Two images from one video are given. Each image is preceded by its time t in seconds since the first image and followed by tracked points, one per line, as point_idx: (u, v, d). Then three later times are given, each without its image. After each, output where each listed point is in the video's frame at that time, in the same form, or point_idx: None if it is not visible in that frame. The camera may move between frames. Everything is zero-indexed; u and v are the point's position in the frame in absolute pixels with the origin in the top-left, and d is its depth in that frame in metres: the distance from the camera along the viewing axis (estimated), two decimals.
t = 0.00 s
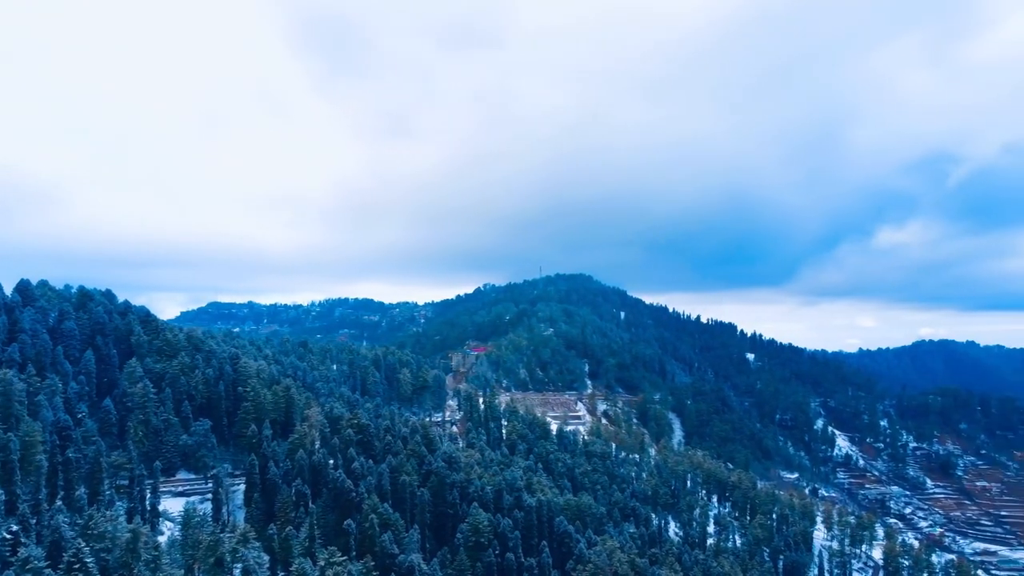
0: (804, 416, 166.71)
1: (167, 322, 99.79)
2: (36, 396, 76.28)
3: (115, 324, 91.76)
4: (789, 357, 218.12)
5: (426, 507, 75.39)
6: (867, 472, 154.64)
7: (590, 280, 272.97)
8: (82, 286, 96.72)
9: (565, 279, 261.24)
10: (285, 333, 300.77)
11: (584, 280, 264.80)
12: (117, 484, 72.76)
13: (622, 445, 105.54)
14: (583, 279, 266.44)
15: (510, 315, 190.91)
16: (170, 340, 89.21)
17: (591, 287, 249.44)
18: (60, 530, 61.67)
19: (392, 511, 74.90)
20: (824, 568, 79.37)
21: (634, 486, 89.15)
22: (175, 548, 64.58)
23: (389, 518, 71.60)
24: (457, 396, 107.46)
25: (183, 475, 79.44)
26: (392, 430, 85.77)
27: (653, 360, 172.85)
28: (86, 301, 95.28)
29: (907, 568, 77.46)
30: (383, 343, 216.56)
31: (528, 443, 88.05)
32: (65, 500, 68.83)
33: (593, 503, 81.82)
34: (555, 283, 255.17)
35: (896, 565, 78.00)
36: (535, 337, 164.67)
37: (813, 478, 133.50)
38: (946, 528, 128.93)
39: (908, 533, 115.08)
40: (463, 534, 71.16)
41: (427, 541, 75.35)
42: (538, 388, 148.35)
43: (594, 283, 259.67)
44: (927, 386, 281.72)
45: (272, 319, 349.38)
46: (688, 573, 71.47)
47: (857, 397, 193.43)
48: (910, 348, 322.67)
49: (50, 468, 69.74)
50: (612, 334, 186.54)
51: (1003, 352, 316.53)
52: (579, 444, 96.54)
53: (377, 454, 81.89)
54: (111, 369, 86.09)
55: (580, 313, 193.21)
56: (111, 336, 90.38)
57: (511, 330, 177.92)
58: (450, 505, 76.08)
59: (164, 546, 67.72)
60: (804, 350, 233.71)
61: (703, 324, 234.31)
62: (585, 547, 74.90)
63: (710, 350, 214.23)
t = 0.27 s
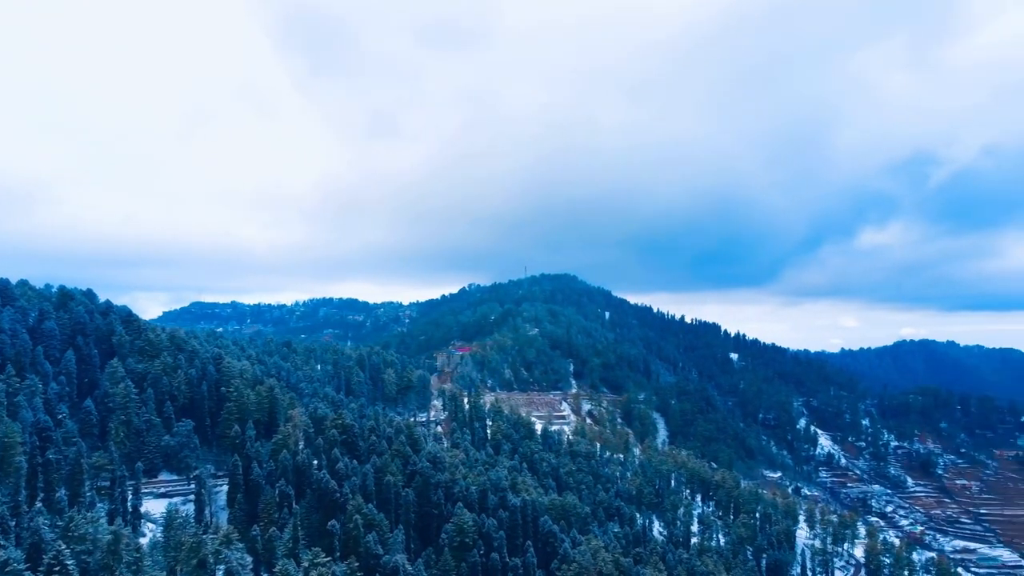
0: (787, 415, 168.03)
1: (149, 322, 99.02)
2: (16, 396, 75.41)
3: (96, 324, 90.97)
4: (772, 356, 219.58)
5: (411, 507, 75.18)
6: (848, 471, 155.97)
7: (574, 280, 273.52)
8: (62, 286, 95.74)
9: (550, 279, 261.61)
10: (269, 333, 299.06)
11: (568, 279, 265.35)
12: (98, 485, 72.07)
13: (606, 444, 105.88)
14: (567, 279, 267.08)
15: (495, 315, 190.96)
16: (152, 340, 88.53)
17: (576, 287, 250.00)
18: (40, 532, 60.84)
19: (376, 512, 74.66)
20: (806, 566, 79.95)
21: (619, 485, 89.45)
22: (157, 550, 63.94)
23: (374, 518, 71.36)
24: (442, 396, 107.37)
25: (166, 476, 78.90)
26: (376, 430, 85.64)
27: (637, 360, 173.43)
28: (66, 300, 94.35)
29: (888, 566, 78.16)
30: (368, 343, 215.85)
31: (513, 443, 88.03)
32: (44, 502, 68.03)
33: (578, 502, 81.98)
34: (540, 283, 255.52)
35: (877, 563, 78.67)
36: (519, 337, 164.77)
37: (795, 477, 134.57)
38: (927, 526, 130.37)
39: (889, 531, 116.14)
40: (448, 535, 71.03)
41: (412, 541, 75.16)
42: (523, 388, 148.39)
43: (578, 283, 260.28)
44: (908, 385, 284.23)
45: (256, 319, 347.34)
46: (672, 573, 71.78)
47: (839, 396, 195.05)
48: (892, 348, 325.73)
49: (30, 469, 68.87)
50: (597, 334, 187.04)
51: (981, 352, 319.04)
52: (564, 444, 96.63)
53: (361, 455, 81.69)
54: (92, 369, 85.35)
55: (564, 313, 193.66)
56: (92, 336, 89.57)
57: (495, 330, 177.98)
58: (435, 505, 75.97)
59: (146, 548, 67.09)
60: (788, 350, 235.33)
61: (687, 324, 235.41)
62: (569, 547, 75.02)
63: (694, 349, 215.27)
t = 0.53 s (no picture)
0: (769, 415, 169.36)
1: (130, 322, 98.31)
2: None
3: (77, 324, 90.19)
4: (755, 356, 221.02)
5: (395, 508, 74.99)
6: (830, 470, 157.14)
7: (559, 280, 274.15)
8: (42, 285, 94.84)
9: (534, 279, 262.02)
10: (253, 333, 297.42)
11: (553, 279, 265.89)
12: (79, 487, 71.34)
13: (590, 444, 106.23)
14: (552, 279, 267.61)
15: (479, 315, 191.00)
16: (134, 340, 87.89)
17: (560, 287, 250.55)
18: (19, 534, 59.90)
19: (360, 513, 74.43)
20: (788, 565, 80.65)
21: (603, 485, 89.78)
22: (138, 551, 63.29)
23: (358, 519, 71.09)
24: (426, 396, 107.30)
25: (147, 477, 78.33)
26: (360, 430, 85.48)
27: (621, 360, 174.04)
28: (46, 300, 93.45)
29: (869, 564, 78.92)
30: (352, 343, 215.28)
31: (498, 443, 88.04)
32: (23, 504, 67.21)
33: (562, 502, 82.14)
34: (525, 283, 255.89)
35: (858, 561, 79.37)
36: (504, 337, 165.02)
37: (778, 476, 135.64)
38: (907, 524, 131.76)
39: (871, 530, 117.19)
40: (432, 535, 70.88)
41: (396, 542, 74.97)
42: (507, 388, 148.48)
43: (563, 283, 260.91)
44: (889, 385, 286.39)
45: (239, 319, 345.39)
46: (656, 572, 72.00)
47: (822, 396, 196.62)
48: (873, 348, 328.77)
49: (9, 471, 68.02)
50: (581, 334, 187.59)
51: (961, 352, 321.79)
52: (549, 444, 96.64)
53: (345, 455, 81.49)
54: (72, 369, 84.60)
55: (549, 313, 194.10)
56: (73, 336, 88.78)
57: (480, 330, 178.06)
58: (419, 506, 75.84)
59: (127, 549, 66.46)
60: (771, 350, 236.98)
61: (671, 324, 236.47)
62: (554, 547, 75.13)
63: (677, 349, 216.39)
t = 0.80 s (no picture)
0: (752, 415, 170.62)
1: (111, 322, 97.48)
2: None
3: (57, 324, 89.28)
4: (738, 356, 222.42)
5: (379, 508, 74.78)
6: (812, 469, 158.28)
7: (543, 280, 274.63)
8: (21, 285, 93.78)
9: (519, 279, 262.26)
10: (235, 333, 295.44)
11: (538, 280, 266.28)
12: (58, 488, 70.56)
13: (574, 444, 106.52)
14: (537, 279, 268.00)
15: (464, 315, 190.88)
16: (115, 340, 87.13)
17: (545, 287, 250.97)
18: None
19: (344, 513, 74.18)
20: (771, 563, 81.15)
21: (587, 485, 90.09)
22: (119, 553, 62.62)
23: (341, 520, 70.80)
24: (410, 396, 107.17)
25: (129, 478, 77.68)
26: (344, 430, 85.28)
27: (606, 360, 174.45)
28: (25, 299, 92.42)
29: (850, 562, 79.44)
30: (336, 343, 214.36)
31: (482, 443, 88.00)
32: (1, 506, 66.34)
33: (547, 502, 82.28)
34: (510, 283, 256.08)
35: (840, 559, 80.00)
36: (489, 337, 165.10)
37: (761, 476, 136.68)
38: (888, 523, 133.24)
39: (852, 529, 118.22)
40: (417, 535, 70.74)
41: (380, 542, 74.79)
42: (492, 389, 148.42)
43: (547, 283, 261.38)
44: (870, 385, 289.00)
45: (222, 319, 343.07)
46: (639, 571, 72.20)
47: (804, 395, 198.17)
48: (854, 348, 331.72)
49: None
50: (566, 334, 188.02)
51: (940, 352, 325.27)
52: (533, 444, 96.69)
53: (328, 456, 81.24)
54: (52, 370, 83.73)
55: (534, 313, 194.38)
56: (53, 336, 87.86)
57: (464, 330, 177.99)
58: (403, 506, 75.69)
59: (108, 551, 65.78)
60: (754, 350, 238.65)
61: (655, 324, 237.45)
62: (538, 546, 75.21)
63: (661, 349, 217.38)
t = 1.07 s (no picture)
0: (735, 415, 171.72)
1: (91, 322, 96.59)
2: None
3: (36, 324, 88.35)
4: (722, 356, 223.71)
5: (363, 509, 74.51)
6: (795, 468, 159.42)
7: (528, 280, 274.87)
8: None
9: (504, 279, 262.29)
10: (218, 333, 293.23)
11: (522, 280, 266.46)
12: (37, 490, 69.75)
13: (558, 443, 106.74)
14: (521, 279, 268.18)
15: (448, 315, 190.63)
16: (96, 340, 86.34)
17: (529, 287, 251.17)
18: None
19: (328, 514, 73.89)
20: (753, 562, 81.79)
21: (571, 484, 90.35)
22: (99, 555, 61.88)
23: (325, 520, 70.47)
24: (394, 396, 107.00)
25: (109, 480, 76.97)
26: (328, 431, 85.00)
27: (590, 360, 174.77)
28: (3, 299, 91.32)
29: (832, 561, 79.98)
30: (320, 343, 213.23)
31: (467, 443, 87.94)
32: None
33: (531, 502, 82.37)
34: (494, 283, 256.08)
35: (822, 558, 80.66)
36: (474, 337, 165.13)
37: (743, 475, 137.61)
38: (868, 521, 134.62)
39: (835, 527, 119.22)
40: (401, 536, 70.59)
41: (364, 543, 74.57)
42: (476, 389, 148.35)
43: (531, 283, 261.67)
44: (851, 384, 291.46)
45: (204, 319, 340.56)
46: (623, 570, 72.40)
47: (786, 395, 199.56)
48: (836, 348, 334.46)
49: None
50: (551, 334, 188.34)
51: (920, 352, 328.58)
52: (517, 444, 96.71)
53: (312, 456, 80.94)
54: (31, 370, 82.81)
55: (519, 313, 194.57)
56: (32, 336, 86.92)
57: (449, 330, 177.84)
58: (387, 506, 75.51)
59: (88, 553, 65.05)
60: (737, 350, 240.13)
61: (639, 324, 238.26)
62: (522, 546, 75.25)
63: (645, 349, 218.19)
